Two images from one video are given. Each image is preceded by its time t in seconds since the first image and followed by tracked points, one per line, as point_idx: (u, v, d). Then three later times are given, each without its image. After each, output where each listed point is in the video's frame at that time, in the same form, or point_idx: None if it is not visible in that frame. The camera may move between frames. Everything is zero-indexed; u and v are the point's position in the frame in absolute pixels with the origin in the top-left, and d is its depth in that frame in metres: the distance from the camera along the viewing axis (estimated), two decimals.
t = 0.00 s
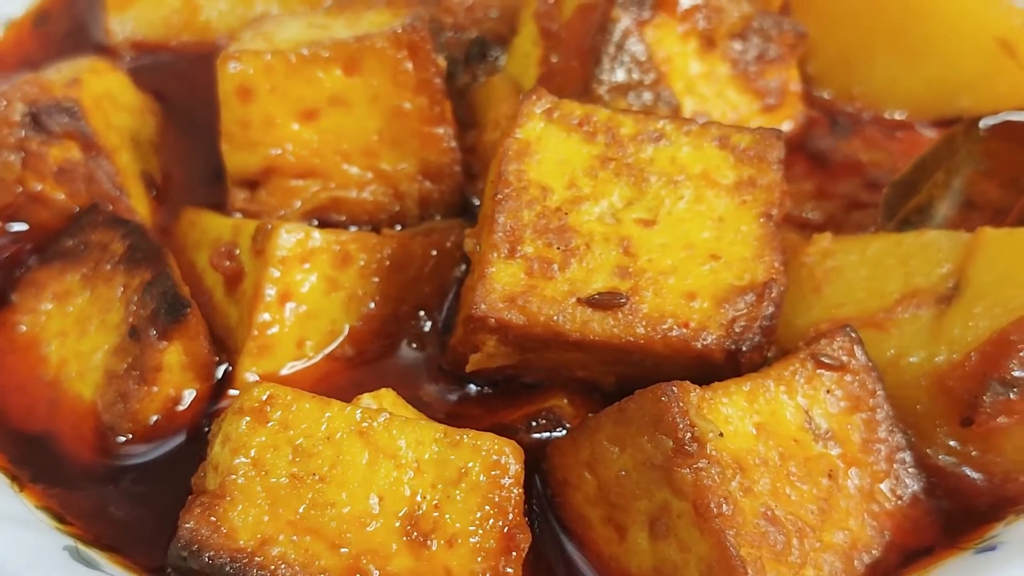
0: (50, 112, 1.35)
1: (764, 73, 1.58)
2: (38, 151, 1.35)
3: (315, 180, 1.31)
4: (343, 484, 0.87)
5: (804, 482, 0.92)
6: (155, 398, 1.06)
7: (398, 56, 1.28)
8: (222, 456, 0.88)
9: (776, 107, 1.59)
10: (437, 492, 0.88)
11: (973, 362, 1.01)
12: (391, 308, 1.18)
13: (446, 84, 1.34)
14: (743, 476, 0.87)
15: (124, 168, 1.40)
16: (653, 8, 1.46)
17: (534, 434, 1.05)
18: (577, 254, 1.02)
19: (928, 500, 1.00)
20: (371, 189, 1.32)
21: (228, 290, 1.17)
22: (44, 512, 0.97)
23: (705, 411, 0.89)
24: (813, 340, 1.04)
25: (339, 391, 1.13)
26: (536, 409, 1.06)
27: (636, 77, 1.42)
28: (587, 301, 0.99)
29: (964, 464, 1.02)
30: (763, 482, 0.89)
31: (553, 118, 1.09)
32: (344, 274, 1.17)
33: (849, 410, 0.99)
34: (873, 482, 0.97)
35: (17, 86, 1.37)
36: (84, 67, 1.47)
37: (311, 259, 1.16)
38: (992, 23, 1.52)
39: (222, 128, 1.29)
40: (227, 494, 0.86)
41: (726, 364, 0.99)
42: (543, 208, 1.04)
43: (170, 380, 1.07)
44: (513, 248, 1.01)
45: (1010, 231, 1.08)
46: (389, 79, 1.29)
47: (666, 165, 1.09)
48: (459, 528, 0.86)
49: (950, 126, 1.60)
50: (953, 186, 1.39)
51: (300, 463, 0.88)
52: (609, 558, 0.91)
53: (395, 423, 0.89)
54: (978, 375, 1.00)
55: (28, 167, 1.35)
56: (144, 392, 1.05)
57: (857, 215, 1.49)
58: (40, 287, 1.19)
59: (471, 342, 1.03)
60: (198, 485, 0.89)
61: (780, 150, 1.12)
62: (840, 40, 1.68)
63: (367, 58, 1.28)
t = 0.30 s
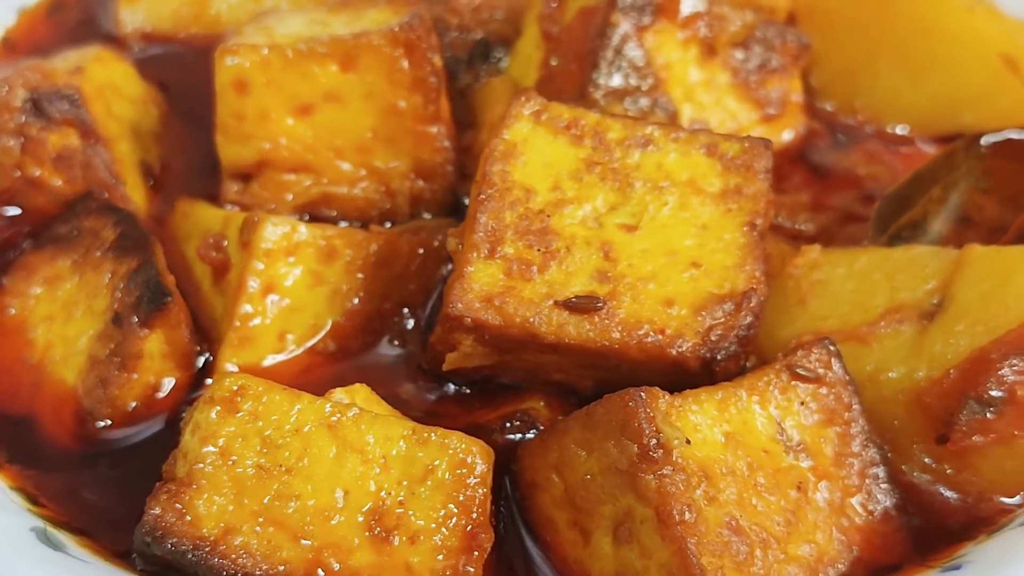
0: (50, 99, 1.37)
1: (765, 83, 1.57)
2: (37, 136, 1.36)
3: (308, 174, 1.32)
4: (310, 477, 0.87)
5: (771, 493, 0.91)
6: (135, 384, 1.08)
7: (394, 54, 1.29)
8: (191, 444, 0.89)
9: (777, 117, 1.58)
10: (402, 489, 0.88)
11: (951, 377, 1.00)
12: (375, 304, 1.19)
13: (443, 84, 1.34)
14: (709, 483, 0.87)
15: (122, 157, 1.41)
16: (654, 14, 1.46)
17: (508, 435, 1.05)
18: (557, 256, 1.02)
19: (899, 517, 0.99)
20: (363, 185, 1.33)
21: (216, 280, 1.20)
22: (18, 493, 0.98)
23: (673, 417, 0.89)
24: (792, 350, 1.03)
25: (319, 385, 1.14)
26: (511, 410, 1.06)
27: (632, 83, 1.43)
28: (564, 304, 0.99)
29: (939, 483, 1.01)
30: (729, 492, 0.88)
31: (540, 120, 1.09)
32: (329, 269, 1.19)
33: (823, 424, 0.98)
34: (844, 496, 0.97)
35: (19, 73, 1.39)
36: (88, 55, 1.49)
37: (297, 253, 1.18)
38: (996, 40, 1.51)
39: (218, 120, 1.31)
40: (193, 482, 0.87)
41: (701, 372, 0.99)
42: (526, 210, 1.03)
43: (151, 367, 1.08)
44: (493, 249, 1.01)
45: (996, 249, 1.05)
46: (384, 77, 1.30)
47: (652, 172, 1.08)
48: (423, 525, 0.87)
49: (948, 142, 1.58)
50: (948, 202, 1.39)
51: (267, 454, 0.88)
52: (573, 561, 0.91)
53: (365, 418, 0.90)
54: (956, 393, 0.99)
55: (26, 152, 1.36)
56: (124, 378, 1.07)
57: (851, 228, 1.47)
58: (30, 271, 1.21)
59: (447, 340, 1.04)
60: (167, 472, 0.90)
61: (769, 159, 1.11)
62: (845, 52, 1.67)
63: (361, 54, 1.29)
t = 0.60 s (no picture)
0: (52, 86, 1.39)
1: (766, 94, 1.56)
2: (38, 122, 1.39)
3: (301, 169, 1.34)
4: (275, 469, 0.88)
5: (736, 503, 0.90)
6: (114, 370, 1.10)
7: (390, 53, 1.31)
8: (160, 432, 0.90)
9: (778, 127, 1.57)
10: (366, 484, 0.89)
11: (928, 395, 0.98)
12: (359, 301, 1.19)
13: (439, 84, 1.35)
14: (670, 491, 0.87)
15: (121, 146, 1.44)
16: (654, 21, 1.46)
17: (482, 435, 1.05)
18: (535, 259, 1.02)
19: (868, 533, 0.97)
20: (356, 181, 1.35)
21: (205, 269, 1.22)
22: None
23: (637, 424, 0.88)
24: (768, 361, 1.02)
25: (300, 378, 1.15)
26: (486, 411, 1.06)
27: (628, 89, 1.42)
28: (539, 307, 0.99)
29: (910, 502, 0.98)
30: (692, 501, 0.88)
31: (526, 123, 1.09)
32: (315, 264, 1.20)
33: (796, 437, 0.97)
34: (813, 510, 0.95)
35: (23, 60, 1.41)
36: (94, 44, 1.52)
37: (283, 247, 1.19)
38: (1000, 57, 1.50)
39: (214, 112, 1.33)
40: (159, 469, 0.88)
41: (673, 380, 0.98)
42: (506, 212, 1.04)
43: (131, 354, 1.10)
44: (471, 251, 1.02)
45: (979, 268, 1.04)
46: (378, 74, 1.32)
47: (636, 179, 1.08)
48: (384, 522, 0.87)
49: (950, 160, 1.56)
50: (945, 218, 1.39)
51: (234, 444, 0.89)
52: (535, 564, 0.91)
53: (332, 413, 0.91)
54: (931, 411, 0.97)
55: (27, 137, 1.38)
56: (104, 364, 1.09)
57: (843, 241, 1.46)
58: (19, 254, 1.22)
59: (423, 339, 1.04)
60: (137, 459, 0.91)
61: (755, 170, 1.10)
62: (850, 65, 1.65)
63: (359, 52, 1.31)
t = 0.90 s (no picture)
0: (56, 75, 1.41)
1: (767, 105, 1.55)
2: (40, 111, 1.41)
3: (296, 165, 1.37)
4: (244, 461, 0.89)
5: (702, 512, 0.89)
6: (98, 357, 1.12)
7: (387, 52, 1.33)
8: (132, 419, 0.91)
9: (779, 139, 1.56)
10: (333, 479, 0.89)
11: (904, 411, 0.96)
12: (345, 297, 1.20)
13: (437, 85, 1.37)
14: (635, 496, 0.86)
15: (123, 136, 1.46)
16: (654, 29, 1.45)
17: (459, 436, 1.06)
18: (515, 262, 1.02)
19: (837, 547, 0.95)
20: (351, 178, 1.37)
21: (195, 261, 1.26)
22: None
23: (605, 431, 0.87)
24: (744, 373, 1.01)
25: (284, 371, 1.17)
26: (464, 413, 1.07)
27: (626, 96, 1.42)
28: (517, 309, 0.99)
29: (883, 518, 0.96)
30: (657, 508, 0.87)
31: (514, 126, 1.10)
32: (303, 260, 1.21)
33: (768, 448, 0.96)
34: (782, 522, 0.93)
35: (29, 49, 1.44)
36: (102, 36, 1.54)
37: (272, 240, 1.20)
38: (1006, 75, 1.45)
39: (211, 107, 1.36)
40: (129, 456, 0.89)
41: (647, 387, 0.98)
42: (488, 213, 1.04)
43: (115, 342, 1.13)
44: (451, 251, 1.02)
45: (962, 286, 1.03)
46: (375, 72, 1.34)
47: (622, 184, 1.08)
48: (349, 517, 0.88)
49: (950, 178, 1.52)
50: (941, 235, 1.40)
51: (204, 435, 0.90)
52: (499, 566, 0.90)
53: (303, 407, 0.92)
54: (905, 427, 0.95)
55: (30, 125, 1.41)
56: (88, 351, 1.12)
57: (837, 255, 1.43)
58: (13, 240, 1.23)
59: (401, 337, 1.05)
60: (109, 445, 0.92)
61: (741, 180, 1.09)
62: (853, 78, 1.60)
63: (355, 50, 1.33)
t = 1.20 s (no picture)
0: (64, 64, 1.43)
1: (770, 118, 1.53)
2: (47, 99, 1.43)
3: (292, 161, 1.40)
4: (211, 450, 0.90)
5: (664, 521, 0.88)
6: (84, 342, 1.14)
7: (386, 52, 1.35)
8: (106, 404, 0.93)
9: (781, 154, 1.52)
10: (298, 471, 0.90)
11: (875, 428, 0.94)
12: (331, 293, 1.21)
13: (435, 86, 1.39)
14: (594, 502, 0.85)
15: (128, 126, 1.48)
16: (656, 38, 1.45)
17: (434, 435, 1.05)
18: (494, 263, 1.03)
19: (802, 564, 0.93)
20: (348, 176, 1.39)
21: (189, 250, 1.29)
22: None
23: (568, 435, 0.87)
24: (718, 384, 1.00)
25: (267, 363, 1.18)
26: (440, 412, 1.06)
27: (624, 105, 1.43)
28: (492, 311, 0.99)
29: (851, 537, 0.94)
30: (616, 515, 0.86)
31: (500, 129, 1.11)
32: (292, 254, 1.22)
33: (738, 461, 0.94)
34: (747, 535, 0.92)
35: (40, 38, 1.47)
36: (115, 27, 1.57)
37: (260, 234, 1.22)
38: (1010, 96, 1.44)
39: (212, 100, 1.40)
40: (100, 441, 0.90)
41: (619, 393, 0.97)
42: (470, 215, 1.05)
43: (101, 327, 1.16)
44: (430, 250, 1.03)
45: (943, 307, 1.01)
46: (372, 72, 1.37)
47: (605, 191, 1.08)
48: (311, 510, 0.88)
49: (950, 199, 1.50)
50: (937, 254, 1.35)
51: (174, 422, 0.91)
52: (460, 567, 0.90)
53: (272, 400, 0.93)
54: (874, 445, 0.93)
55: (37, 112, 1.43)
56: (75, 335, 1.14)
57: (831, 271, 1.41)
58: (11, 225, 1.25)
59: (377, 333, 1.06)
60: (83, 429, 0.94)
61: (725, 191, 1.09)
62: (859, 95, 1.58)
63: (355, 48, 1.36)
